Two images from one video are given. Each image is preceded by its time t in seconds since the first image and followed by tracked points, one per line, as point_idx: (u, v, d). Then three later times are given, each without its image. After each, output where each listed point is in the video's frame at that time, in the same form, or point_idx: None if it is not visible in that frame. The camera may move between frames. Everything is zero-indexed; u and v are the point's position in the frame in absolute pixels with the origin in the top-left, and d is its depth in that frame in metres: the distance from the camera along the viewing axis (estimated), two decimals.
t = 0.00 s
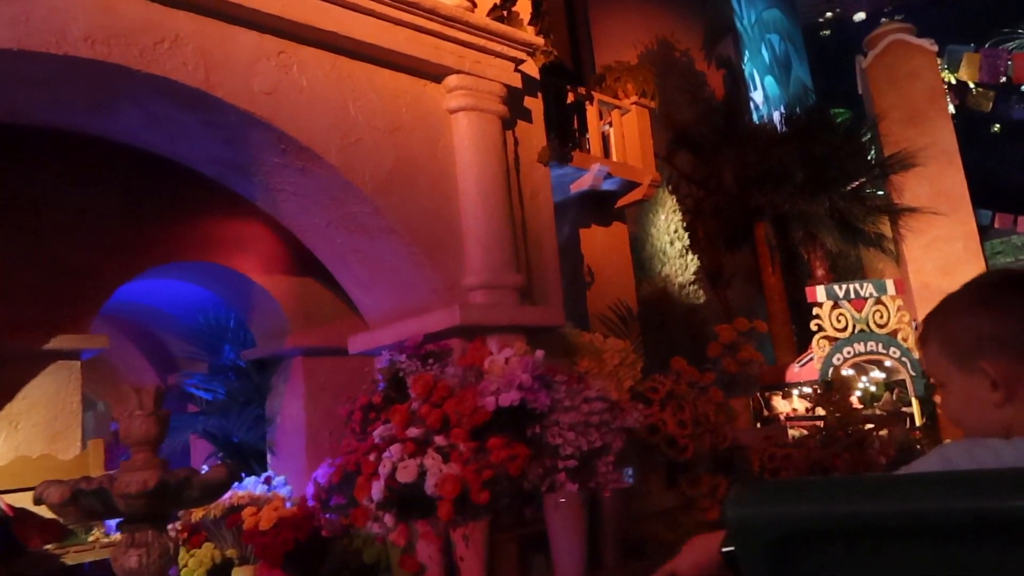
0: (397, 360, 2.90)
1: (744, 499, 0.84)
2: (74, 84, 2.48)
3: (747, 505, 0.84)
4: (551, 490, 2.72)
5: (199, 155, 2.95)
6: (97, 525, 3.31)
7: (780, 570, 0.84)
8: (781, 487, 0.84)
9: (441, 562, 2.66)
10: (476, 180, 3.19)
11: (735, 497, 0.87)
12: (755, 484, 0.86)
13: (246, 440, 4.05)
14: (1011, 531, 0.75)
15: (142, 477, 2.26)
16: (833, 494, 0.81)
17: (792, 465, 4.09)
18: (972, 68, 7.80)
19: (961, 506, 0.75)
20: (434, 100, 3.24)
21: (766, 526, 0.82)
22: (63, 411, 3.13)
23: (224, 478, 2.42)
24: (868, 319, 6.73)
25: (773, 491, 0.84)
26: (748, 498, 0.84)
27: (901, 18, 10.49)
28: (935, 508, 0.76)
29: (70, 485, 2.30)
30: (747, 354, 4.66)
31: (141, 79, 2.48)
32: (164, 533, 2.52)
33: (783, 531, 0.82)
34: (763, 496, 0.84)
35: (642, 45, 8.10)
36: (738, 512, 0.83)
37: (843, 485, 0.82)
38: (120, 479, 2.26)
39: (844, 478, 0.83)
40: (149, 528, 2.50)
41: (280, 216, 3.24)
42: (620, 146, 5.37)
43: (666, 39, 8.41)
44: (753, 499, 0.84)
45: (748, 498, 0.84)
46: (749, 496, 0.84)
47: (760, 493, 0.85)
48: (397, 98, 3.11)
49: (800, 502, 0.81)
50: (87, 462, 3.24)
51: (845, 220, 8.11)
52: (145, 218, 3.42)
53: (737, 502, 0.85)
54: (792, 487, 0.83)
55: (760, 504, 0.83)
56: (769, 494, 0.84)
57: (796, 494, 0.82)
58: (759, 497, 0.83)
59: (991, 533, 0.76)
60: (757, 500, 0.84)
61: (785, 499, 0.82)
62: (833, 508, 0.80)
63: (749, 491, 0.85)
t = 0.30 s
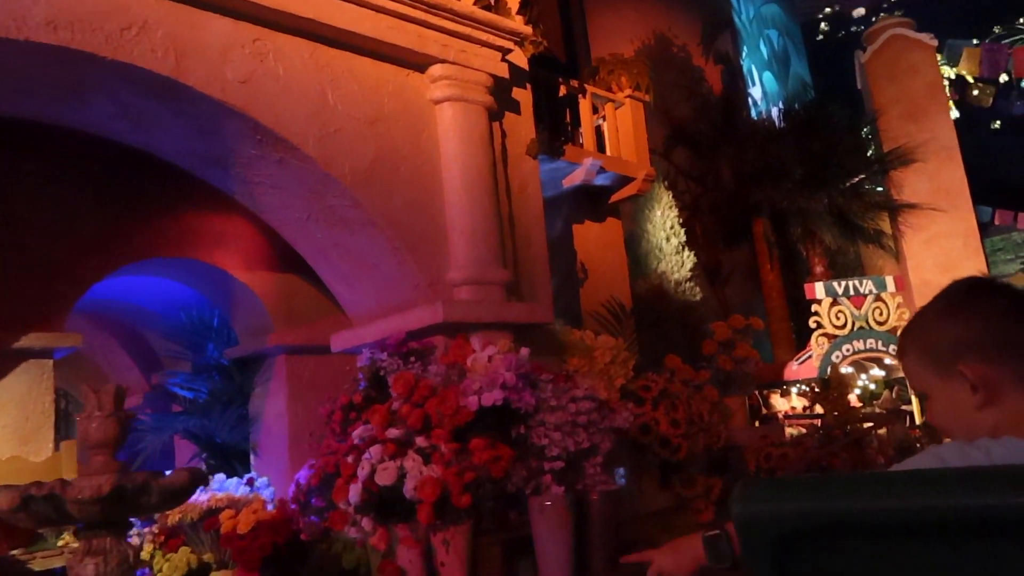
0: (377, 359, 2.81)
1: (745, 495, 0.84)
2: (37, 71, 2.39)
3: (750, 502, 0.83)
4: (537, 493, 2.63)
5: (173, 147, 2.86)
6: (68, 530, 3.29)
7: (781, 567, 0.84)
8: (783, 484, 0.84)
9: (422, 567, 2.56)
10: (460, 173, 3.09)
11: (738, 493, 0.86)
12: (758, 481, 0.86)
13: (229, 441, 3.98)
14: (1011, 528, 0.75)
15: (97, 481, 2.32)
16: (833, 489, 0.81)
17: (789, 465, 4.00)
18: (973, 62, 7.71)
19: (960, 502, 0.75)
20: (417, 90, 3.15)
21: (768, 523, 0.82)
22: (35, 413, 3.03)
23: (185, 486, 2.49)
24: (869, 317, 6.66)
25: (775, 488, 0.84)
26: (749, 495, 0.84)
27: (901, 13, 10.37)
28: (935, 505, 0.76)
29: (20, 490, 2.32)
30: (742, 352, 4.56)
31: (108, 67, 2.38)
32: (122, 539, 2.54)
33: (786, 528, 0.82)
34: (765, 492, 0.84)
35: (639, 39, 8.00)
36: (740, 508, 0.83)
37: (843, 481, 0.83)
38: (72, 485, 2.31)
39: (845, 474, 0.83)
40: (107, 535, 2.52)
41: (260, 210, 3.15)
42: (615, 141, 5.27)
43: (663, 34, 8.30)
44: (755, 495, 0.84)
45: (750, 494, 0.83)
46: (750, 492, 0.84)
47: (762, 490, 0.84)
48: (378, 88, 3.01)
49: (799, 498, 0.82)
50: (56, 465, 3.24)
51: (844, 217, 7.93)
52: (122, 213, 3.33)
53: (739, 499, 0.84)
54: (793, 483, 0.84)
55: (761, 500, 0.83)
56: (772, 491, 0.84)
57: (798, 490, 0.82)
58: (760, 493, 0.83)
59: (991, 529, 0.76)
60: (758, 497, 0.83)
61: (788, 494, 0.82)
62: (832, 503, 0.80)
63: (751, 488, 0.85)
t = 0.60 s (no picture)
0: (356, 357, 2.71)
1: (742, 493, 0.75)
2: None
3: (749, 499, 0.75)
4: (519, 496, 2.54)
5: (145, 138, 2.77)
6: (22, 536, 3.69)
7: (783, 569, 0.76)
8: (784, 481, 0.75)
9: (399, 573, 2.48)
10: (443, 166, 3.01)
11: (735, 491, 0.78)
12: (757, 477, 0.78)
13: (211, 441, 3.87)
14: None
15: (44, 488, 2.31)
16: (839, 486, 0.73)
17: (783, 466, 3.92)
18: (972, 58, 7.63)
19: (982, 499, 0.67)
20: (399, 80, 3.06)
21: (768, 522, 0.74)
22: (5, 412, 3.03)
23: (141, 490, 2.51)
24: (867, 315, 6.59)
25: (776, 486, 0.75)
26: (747, 492, 0.76)
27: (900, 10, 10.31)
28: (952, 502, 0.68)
29: None
30: (736, 350, 4.48)
31: (71, 54, 2.28)
32: (76, 548, 2.49)
33: (781, 529, 0.74)
34: (765, 489, 0.75)
35: (635, 35, 7.91)
36: (738, 506, 0.74)
37: (850, 475, 0.74)
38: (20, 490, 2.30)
39: (850, 469, 0.74)
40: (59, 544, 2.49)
41: (236, 203, 3.06)
42: (607, 136, 5.20)
43: (659, 29, 8.20)
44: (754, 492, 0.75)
45: (748, 492, 0.75)
46: (749, 489, 0.75)
47: (761, 487, 0.76)
48: (358, 77, 2.92)
49: (794, 496, 0.73)
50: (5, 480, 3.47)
51: (843, 214, 7.85)
52: (96, 208, 3.24)
53: (737, 496, 0.76)
54: (793, 479, 0.75)
55: (761, 497, 0.75)
56: (772, 488, 0.75)
57: (801, 487, 0.74)
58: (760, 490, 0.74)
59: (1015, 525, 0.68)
60: (757, 494, 0.75)
61: (789, 491, 0.74)
62: (832, 502, 0.72)
63: (749, 484, 0.77)
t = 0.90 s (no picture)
0: (332, 355, 2.62)
1: (744, 488, 0.85)
2: None
3: (750, 497, 0.83)
4: (500, 499, 2.45)
5: (115, 129, 2.68)
6: None
7: (778, 564, 0.84)
8: (782, 480, 0.85)
9: None
10: (424, 157, 2.91)
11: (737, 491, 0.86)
12: (756, 477, 0.86)
13: (190, 441, 3.77)
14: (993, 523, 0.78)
15: None
16: (833, 484, 0.82)
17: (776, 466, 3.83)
18: (971, 52, 7.55)
19: (950, 498, 0.78)
20: (379, 70, 2.97)
21: (771, 517, 0.82)
22: None
23: (89, 496, 2.52)
24: (865, 313, 6.50)
25: (776, 484, 0.84)
26: (749, 487, 0.85)
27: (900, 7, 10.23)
28: (928, 498, 0.78)
29: None
30: (730, 349, 4.39)
31: (32, 41, 2.19)
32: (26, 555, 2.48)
33: (782, 524, 0.82)
34: (765, 486, 0.84)
35: (632, 31, 7.83)
36: (742, 501, 0.83)
37: (839, 477, 0.83)
38: None
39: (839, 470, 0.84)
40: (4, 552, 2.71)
41: (212, 197, 2.96)
42: (599, 130, 5.11)
43: (656, 25, 8.11)
44: (758, 486, 0.84)
45: (752, 486, 0.84)
46: (752, 486, 0.84)
47: (760, 485, 0.85)
48: (336, 66, 2.83)
49: (797, 493, 0.82)
50: None
51: (840, 211, 7.81)
52: (70, 202, 3.16)
53: (740, 492, 0.84)
54: (789, 479, 0.84)
55: (763, 493, 0.83)
56: (773, 486, 0.84)
57: (798, 484, 0.83)
58: (762, 486, 0.83)
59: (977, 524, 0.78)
60: (758, 492, 0.84)
61: (787, 489, 0.83)
62: (831, 500, 0.81)
63: (750, 484, 0.85)
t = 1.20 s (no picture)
0: (307, 354, 2.53)
1: (744, 490, 0.84)
2: None
3: (752, 500, 0.82)
4: (479, 504, 2.36)
5: (83, 119, 2.58)
6: None
7: (781, 566, 0.83)
8: (781, 481, 0.83)
9: None
10: (405, 150, 2.82)
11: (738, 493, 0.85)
12: (757, 478, 0.85)
13: (169, 443, 3.68)
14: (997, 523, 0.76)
15: None
16: (834, 486, 0.80)
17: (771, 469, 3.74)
18: (970, 51, 7.49)
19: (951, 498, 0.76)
20: (358, 60, 2.87)
21: (770, 520, 0.81)
22: None
23: (36, 501, 2.45)
24: (863, 313, 6.43)
25: (774, 486, 0.83)
26: (750, 490, 0.83)
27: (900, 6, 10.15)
28: (928, 500, 0.76)
29: None
30: (724, 349, 4.30)
31: None
32: None
33: (783, 528, 0.81)
34: (765, 488, 0.83)
35: (629, 28, 7.75)
36: (741, 505, 0.82)
37: (839, 477, 0.82)
38: None
39: (841, 469, 0.82)
40: None
41: (187, 191, 2.87)
42: (591, 126, 5.03)
43: (653, 23, 8.03)
44: (758, 488, 0.83)
45: (751, 492, 0.82)
46: (752, 489, 0.83)
47: (760, 487, 0.84)
48: (313, 55, 2.74)
49: (796, 497, 0.81)
50: None
51: (838, 211, 7.74)
52: (43, 196, 3.06)
53: (739, 494, 0.83)
54: (789, 480, 0.83)
55: (762, 497, 0.82)
56: (773, 490, 0.82)
57: (797, 487, 0.82)
58: (760, 490, 0.82)
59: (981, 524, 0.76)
60: (759, 495, 0.82)
61: (786, 492, 0.81)
62: (831, 503, 0.80)
63: (750, 485, 0.84)
